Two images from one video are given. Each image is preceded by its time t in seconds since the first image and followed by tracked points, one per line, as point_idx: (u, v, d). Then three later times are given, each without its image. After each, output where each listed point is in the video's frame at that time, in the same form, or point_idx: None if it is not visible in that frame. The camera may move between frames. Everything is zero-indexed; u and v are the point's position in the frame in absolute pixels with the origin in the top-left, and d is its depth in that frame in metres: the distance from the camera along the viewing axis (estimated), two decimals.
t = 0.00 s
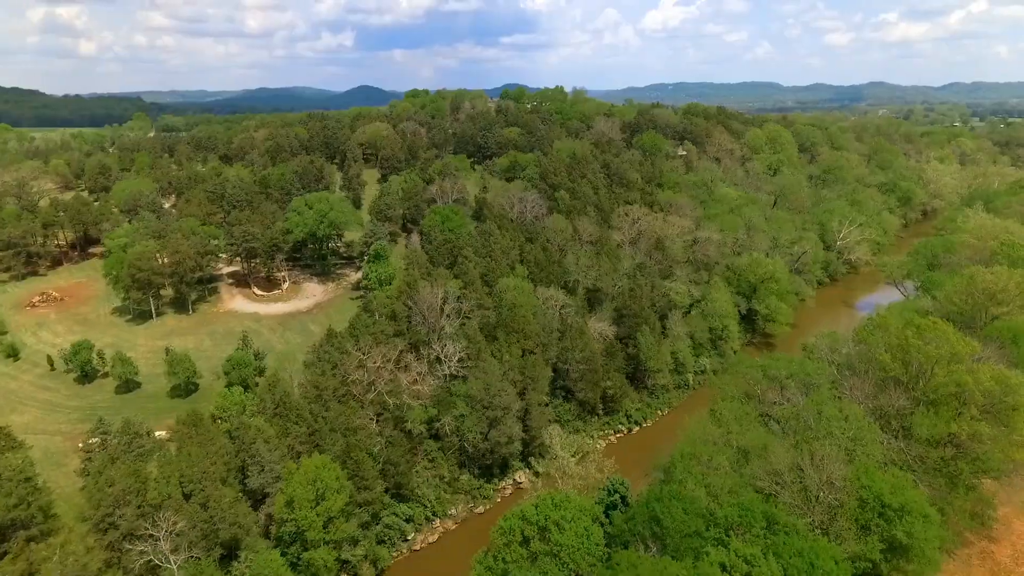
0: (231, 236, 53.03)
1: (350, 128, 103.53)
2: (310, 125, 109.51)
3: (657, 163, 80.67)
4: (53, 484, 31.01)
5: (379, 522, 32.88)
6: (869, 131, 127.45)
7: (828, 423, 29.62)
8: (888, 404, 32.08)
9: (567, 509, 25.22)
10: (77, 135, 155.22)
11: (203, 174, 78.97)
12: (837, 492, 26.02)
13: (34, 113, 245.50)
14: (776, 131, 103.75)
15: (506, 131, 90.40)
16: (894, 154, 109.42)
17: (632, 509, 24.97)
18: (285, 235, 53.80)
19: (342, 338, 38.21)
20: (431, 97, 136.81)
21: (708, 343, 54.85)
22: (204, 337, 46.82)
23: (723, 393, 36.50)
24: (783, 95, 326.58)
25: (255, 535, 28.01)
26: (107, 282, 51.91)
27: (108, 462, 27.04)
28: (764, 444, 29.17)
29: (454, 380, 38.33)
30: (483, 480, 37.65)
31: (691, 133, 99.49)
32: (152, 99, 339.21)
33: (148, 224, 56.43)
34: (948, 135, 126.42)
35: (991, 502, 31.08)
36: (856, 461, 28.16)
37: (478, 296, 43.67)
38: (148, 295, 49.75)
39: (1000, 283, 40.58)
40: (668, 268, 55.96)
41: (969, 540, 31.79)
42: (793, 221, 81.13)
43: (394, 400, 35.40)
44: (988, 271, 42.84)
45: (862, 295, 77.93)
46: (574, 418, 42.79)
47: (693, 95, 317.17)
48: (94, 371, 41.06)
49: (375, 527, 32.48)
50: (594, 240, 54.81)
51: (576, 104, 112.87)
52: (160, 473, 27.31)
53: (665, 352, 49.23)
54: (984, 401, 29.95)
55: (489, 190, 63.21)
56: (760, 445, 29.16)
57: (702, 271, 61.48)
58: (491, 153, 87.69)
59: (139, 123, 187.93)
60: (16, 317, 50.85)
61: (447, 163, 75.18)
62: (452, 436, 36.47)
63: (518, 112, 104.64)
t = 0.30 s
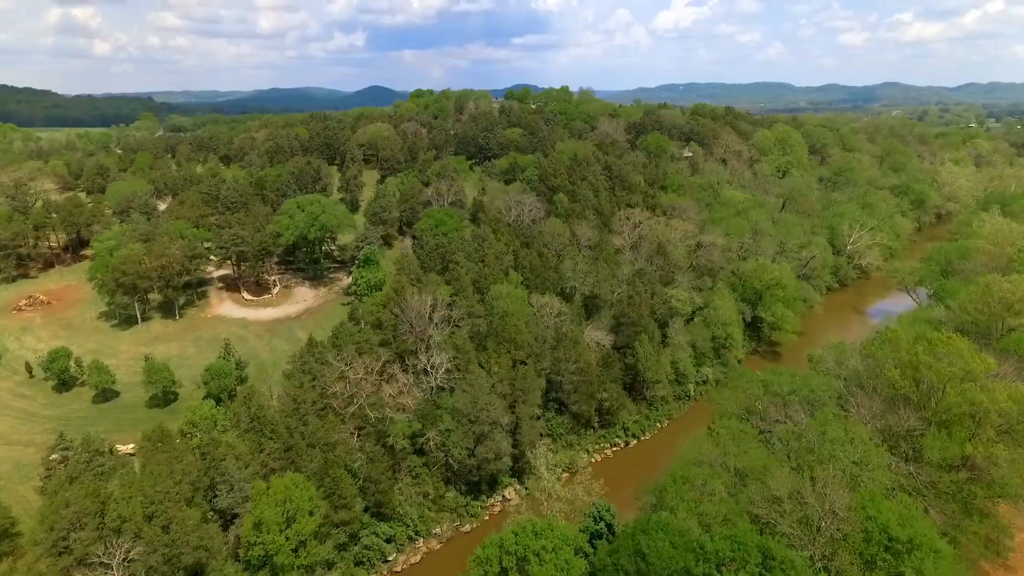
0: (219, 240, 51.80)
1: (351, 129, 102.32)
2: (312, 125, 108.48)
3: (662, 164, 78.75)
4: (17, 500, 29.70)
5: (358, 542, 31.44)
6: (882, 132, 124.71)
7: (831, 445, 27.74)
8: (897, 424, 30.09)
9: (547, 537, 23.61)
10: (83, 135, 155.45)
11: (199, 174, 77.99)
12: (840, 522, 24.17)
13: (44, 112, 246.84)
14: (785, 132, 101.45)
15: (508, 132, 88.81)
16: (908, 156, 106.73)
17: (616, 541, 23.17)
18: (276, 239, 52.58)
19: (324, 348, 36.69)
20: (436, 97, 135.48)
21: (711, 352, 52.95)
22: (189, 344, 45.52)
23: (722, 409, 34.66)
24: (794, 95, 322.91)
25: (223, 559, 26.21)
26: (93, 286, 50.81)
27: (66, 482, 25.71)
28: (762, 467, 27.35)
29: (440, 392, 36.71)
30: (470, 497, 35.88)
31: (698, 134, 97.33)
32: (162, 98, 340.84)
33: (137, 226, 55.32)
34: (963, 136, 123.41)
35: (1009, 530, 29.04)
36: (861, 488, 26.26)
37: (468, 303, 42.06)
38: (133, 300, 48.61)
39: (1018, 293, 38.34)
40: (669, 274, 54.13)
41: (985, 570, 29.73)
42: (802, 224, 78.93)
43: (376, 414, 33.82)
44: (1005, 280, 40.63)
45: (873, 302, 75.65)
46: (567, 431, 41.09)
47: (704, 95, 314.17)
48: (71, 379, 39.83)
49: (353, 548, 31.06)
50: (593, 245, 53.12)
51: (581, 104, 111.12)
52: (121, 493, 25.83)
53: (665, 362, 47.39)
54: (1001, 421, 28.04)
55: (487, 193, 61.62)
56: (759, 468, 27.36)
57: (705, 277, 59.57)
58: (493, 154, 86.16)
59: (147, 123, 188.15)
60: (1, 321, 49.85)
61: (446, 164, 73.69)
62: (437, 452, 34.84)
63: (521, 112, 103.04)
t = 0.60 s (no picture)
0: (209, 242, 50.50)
1: (354, 129, 101.08)
2: (316, 125, 107.37)
3: (669, 166, 76.66)
4: None
5: (334, 564, 29.83)
6: (897, 133, 121.61)
7: (837, 472, 25.74)
8: (908, 448, 28.01)
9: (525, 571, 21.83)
10: (91, 135, 155.63)
11: (197, 175, 76.98)
12: (844, 560, 22.31)
13: (56, 111, 248.29)
14: (797, 133, 98.91)
15: (512, 132, 87.11)
16: (925, 158, 103.70)
17: None
18: (266, 241, 50.97)
19: (304, 358, 35.11)
20: (442, 97, 134.05)
21: (715, 362, 50.89)
22: (174, 351, 44.28)
23: (722, 427, 32.71)
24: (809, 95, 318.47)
25: None
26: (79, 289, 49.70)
27: (18, 502, 24.27)
28: (761, 495, 25.52)
29: (426, 405, 35.04)
30: (455, 516, 34.11)
31: (707, 134, 94.93)
32: (174, 98, 343.00)
33: (126, 228, 54.21)
34: (982, 137, 119.98)
35: None
36: (868, 521, 24.29)
37: (459, 311, 40.34)
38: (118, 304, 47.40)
39: None
40: (672, 280, 52.13)
41: None
42: (813, 228, 76.52)
43: (356, 428, 32.21)
44: None
45: (887, 309, 73.16)
46: (561, 446, 39.29)
47: (717, 95, 310.85)
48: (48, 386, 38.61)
49: (329, 571, 29.45)
50: (593, 250, 51.35)
51: (588, 105, 109.16)
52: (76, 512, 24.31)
53: (666, 373, 45.47)
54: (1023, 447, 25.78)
55: (486, 195, 59.95)
56: (757, 497, 25.64)
57: (711, 283, 57.50)
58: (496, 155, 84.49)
59: (156, 122, 188.43)
60: None
61: (446, 165, 72.10)
62: (421, 468, 33.13)
63: (526, 112, 101.25)
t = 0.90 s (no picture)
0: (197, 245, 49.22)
1: (358, 129, 99.83)
2: (320, 125, 106.29)
3: (676, 168, 74.49)
4: None
5: None
6: (916, 134, 118.30)
7: (843, 504, 23.79)
8: (921, 477, 25.80)
9: None
10: (101, 134, 155.92)
11: (197, 175, 76.00)
12: None
13: (70, 110, 249.91)
14: (811, 134, 96.17)
15: (517, 133, 85.36)
16: (944, 160, 100.51)
17: None
18: (256, 245, 49.48)
19: (283, 369, 33.51)
20: (450, 97, 132.55)
21: (720, 373, 48.81)
22: (158, 357, 43.06)
23: (722, 448, 30.72)
24: (826, 96, 313.62)
25: None
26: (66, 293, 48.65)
27: None
28: (762, 530, 23.74)
29: (409, 419, 33.39)
30: (439, 537, 32.45)
31: (718, 136, 92.24)
32: (188, 97, 344.64)
33: (116, 229, 53.08)
34: (1005, 139, 116.35)
35: None
36: (875, 559, 22.27)
37: (448, 319, 38.60)
38: (104, 309, 46.28)
39: None
40: (677, 288, 50.12)
41: None
42: (826, 233, 73.99)
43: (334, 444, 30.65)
44: None
45: (903, 317, 70.55)
46: (553, 463, 37.48)
47: (732, 95, 306.82)
48: (24, 394, 37.44)
49: None
50: (593, 256, 49.49)
51: (596, 105, 107.10)
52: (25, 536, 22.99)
53: (667, 385, 43.51)
54: None
55: (485, 197, 58.25)
56: (758, 531, 23.81)
57: (717, 291, 55.36)
58: (500, 156, 82.80)
59: (166, 122, 188.81)
60: None
61: (447, 166, 70.46)
62: (402, 487, 31.39)
63: (533, 112, 99.42)
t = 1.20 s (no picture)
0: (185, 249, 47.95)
1: (363, 129, 98.55)
2: (325, 125, 105.10)
3: (685, 170, 72.24)
4: None
5: None
6: (936, 136, 114.85)
7: (848, 542, 21.62)
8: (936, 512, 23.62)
9: None
10: (111, 133, 156.14)
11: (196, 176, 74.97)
12: None
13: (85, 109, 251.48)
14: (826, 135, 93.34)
15: (522, 134, 83.61)
16: (965, 163, 97.24)
17: None
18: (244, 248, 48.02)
19: (259, 381, 31.96)
20: (458, 97, 131.00)
21: (725, 386, 46.66)
22: (140, 365, 41.80)
23: (721, 473, 28.71)
24: (844, 96, 308.40)
25: None
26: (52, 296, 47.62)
27: None
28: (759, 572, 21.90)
29: (391, 436, 31.75)
30: (420, 560, 30.85)
31: (729, 136, 89.55)
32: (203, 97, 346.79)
33: (105, 231, 52.00)
34: None
35: None
36: None
37: (437, 329, 36.90)
38: (88, 313, 45.18)
39: None
40: (680, 297, 48.06)
41: None
42: (840, 239, 71.35)
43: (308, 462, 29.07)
44: None
45: (920, 327, 67.78)
46: (545, 481, 35.58)
47: (748, 95, 302.60)
48: None
49: None
50: (594, 262, 47.52)
51: (605, 105, 104.93)
52: None
53: (668, 399, 41.45)
54: None
55: (484, 199, 56.49)
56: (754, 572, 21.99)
57: (724, 299, 53.14)
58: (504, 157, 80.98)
59: (177, 122, 189.06)
60: None
61: (448, 167, 68.77)
62: (380, 509, 29.66)
63: (540, 112, 97.49)
